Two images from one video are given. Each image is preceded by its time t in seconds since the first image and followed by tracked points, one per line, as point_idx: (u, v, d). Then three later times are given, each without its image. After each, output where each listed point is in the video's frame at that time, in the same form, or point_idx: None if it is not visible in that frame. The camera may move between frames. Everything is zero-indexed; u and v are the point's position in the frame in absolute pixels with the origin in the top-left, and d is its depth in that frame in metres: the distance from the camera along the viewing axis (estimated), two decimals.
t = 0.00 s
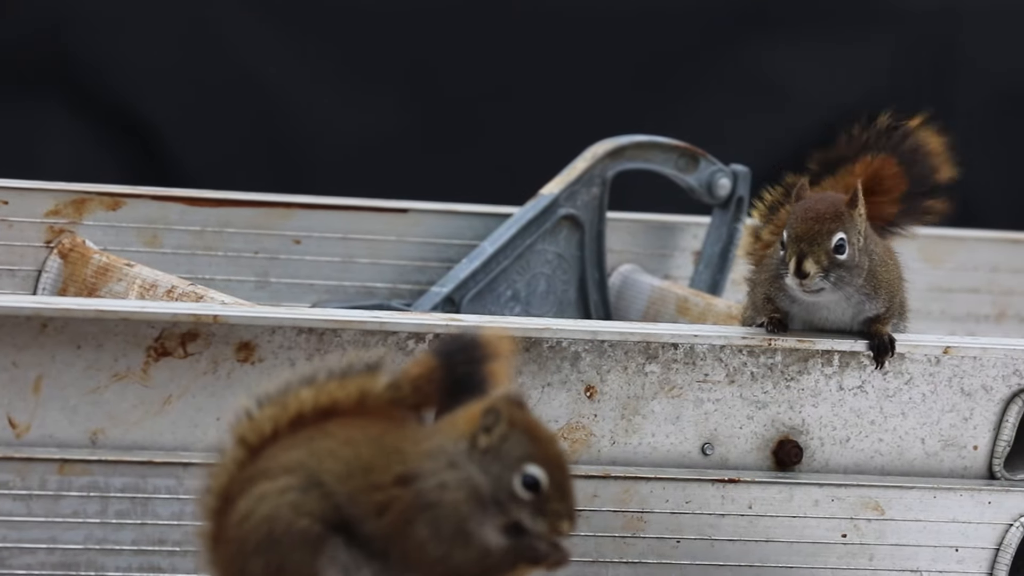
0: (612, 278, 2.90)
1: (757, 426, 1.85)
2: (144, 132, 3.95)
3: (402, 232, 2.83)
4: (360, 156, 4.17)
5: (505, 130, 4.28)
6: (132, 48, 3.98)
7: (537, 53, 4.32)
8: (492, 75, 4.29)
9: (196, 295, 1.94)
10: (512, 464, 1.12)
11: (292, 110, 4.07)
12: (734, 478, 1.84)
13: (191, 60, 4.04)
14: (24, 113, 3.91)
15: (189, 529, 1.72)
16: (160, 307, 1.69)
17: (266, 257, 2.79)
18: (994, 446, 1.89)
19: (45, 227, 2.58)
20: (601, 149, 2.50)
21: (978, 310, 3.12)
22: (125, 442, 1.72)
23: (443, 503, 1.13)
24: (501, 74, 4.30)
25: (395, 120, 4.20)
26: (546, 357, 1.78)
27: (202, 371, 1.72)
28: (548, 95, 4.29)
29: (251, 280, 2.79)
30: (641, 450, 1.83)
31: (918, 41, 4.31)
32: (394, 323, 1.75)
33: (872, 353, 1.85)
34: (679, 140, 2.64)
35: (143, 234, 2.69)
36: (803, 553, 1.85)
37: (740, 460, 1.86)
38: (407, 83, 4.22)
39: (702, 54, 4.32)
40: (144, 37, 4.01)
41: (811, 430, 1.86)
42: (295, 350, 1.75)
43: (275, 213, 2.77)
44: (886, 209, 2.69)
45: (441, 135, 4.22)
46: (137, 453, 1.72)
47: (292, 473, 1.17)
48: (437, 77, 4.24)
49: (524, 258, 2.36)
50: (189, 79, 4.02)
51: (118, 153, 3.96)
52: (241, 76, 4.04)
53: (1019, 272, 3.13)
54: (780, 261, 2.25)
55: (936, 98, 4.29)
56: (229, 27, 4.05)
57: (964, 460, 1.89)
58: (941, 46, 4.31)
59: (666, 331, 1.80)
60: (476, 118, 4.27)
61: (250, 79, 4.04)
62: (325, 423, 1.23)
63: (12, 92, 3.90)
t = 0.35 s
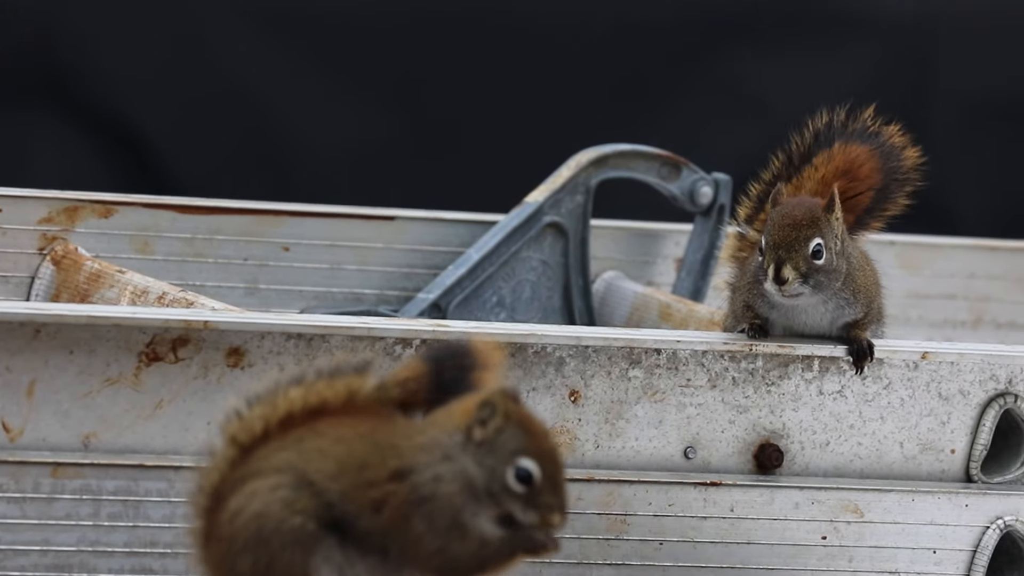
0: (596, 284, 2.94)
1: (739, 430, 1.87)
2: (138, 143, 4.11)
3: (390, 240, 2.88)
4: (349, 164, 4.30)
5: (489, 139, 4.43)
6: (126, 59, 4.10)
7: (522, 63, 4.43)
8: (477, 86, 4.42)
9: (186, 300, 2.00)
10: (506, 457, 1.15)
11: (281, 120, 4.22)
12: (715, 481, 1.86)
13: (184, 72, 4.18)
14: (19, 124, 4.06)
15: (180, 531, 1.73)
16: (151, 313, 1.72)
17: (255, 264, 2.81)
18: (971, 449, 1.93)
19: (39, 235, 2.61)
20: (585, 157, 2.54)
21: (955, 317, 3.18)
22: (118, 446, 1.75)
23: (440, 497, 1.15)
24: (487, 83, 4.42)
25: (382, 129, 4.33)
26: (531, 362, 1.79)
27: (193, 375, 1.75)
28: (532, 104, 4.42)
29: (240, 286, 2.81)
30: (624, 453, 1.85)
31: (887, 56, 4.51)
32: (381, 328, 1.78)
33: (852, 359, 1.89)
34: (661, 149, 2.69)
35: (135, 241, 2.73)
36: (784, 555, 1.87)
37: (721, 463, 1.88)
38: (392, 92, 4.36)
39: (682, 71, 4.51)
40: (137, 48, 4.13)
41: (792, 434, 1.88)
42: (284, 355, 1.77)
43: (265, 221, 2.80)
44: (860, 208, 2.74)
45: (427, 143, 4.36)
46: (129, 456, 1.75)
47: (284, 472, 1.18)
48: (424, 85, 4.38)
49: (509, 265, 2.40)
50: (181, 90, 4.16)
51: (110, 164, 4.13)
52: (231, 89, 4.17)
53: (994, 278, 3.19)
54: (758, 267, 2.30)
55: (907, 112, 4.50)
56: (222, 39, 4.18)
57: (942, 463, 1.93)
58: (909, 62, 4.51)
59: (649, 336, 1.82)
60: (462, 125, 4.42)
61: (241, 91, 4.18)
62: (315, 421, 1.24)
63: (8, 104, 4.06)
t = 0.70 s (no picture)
0: (592, 292, 2.99)
1: (733, 437, 1.89)
2: (138, 151, 4.15)
3: (389, 249, 2.88)
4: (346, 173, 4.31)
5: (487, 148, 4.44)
6: (126, 73, 4.16)
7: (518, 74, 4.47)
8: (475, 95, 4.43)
9: (186, 309, 2.01)
10: (499, 371, 1.40)
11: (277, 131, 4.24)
12: (710, 488, 1.87)
13: (182, 82, 4.20)
14: (22, 135, 4.12)
15: (181, 536, 1.75)
16: (152, 321, 1.75)
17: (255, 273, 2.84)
18: (963, 457, 1.95)
19: (41, 244, 2.66)
20: (580, 168, 2.56)
21: (947, 326, 3.21)
22: (119, 453, 1.77)
23: (455, 432, 1.36)
24: (486, 93, 4.43)
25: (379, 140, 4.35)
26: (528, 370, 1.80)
27: (194, 383, 1.77)
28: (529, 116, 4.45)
29: (240, 296, 2.83)
30: (620, 460, 1.86)
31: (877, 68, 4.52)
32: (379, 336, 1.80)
33: (845, 366, 1.91)
34: (656, 159, 2.72)
35: (137, 251, 2.76)
36: (777, 561, 1.89)
37: (716, 470, 1.89)
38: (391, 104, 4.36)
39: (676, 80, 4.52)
40: (137, 59, 4.21)
41: (785, 441, 1.90)
42: (284, 363, 1.80)
43: (265, 230, 2.82)
44: (857, 217, 2.75)
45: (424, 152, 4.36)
46: (131, 463, 1.76)
47: (294, 481, 1.29)
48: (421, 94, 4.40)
49: (506, 275, 2.43)
50: (179, 99, 4.19)
51: (112, 173, 4.17)
52: (230, 98, 4.22)
53: (983, 288, 3.22)
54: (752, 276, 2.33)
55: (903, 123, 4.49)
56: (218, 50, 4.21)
57: (933, 471, 1.95)
58: (900, 73, 4.51)
59: (645, 344, 1.84)
60: (460, 134, 4.41)
61: (238, 101, 4.23)
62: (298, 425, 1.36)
63: (11, 118, 4.13)
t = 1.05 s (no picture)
0: (591, 295, 3.01)
1: (731, 439, 1.90)
2: (138, 154, 4.16)
3: (388, 253, 2.89)
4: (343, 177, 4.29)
5: (484, 152, 4.43)
6: (128, 77, 4.19)
7: (516, 79, 4.45)
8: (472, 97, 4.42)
9: (188, 312, 2.02)
10: (499, 374, 1.39)
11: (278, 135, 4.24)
12: (708, 490, 1.88)
13: (184, 85, 4.23)
14: (21, 139, 4.13)
15: (181, 539, 1.76)
16: (153, 324, 1.75)
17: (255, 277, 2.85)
18: (959, 460, 1.96)
19: (43, 248, 2.67)
20: (579, 172, 2.57)
21: (944, 329, 3.22)
22: (121, 455, 1.78)
23: (454, 435, 1.36)
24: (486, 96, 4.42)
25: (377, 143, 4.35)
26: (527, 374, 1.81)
27: (194, 386, 1.78)
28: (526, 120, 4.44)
29: (240, 299, 2.84)
30: (618, 462, 1.87)
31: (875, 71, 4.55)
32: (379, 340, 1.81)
33: (842, 370, 1.92)
34: (654, 164, 2.73)
35: (137, 254, 2.77)
36: (775, 562, 1.90)
37: (713, 473, 1.91)
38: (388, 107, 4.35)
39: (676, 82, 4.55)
40: (137, 64, 4.24)
41: (783, 444, 1.91)
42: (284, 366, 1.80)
43: (266, 234, 2.83)
44: (853, 220, 2.76)
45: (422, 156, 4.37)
46: (132, 465, 1.77)
47: (294, 484, 1.29)
48: (420, 97, 4.38)
49: (505, 278, 2.44)
50: (179, 102, 4.21)
51: (112, 179, 4.19)
52: (228, 102, 4.22)
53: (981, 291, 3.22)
54: (750, 279, 2.34)
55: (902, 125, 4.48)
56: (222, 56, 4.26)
57: (930, 473, 1.96)
58: (897, 76, 4.53)
59: (643, 347, 1.85)
60: (456, 137, 4.38)
61: (238, 104, 4.24)
62: (296, 426, 1.36)
63: (13, 121, 4.16)
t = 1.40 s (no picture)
0: (590, 296, 2.99)
1: (730, 440, 1.90)
2: (137, 154, 4.16)
3: (388, 254, 2.90)
4: (341, 174, 4.33)
5: (485, 151, 4.47)
6: (127, 77, 4.19)
7: (514, 78, 4.48)
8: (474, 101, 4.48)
9: (189, 314, 2.05)
10: (503, 379, 1.37)
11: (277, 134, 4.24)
12: (707, 491, 1.88)
13: (183, 84, 4.22)
14: (21, 138, 4.14)
15: (183, 539, 1.77)
16: (153, 325, 1.76)
17: (255, 277, 2.85)
18: (958, 460, 1.96)
19: (43, 248, 2.68)
20: (579, 172, 2.58)
21: (942, 330, 3.23)
22: (121, 456, 1.78)
23: (456, 439, 1.36)
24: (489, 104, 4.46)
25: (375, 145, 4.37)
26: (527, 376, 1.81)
27: (194, 387, 1.79)
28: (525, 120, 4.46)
29: (241, 299, 2.84)
30: (618, 463, 1.88)
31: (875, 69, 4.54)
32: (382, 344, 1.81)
33: (841, 370, 1.92)
34: (654, 164, 2.73)
35: (137, 255, 2.76)
36: (774, 563, 1.91)
37: (712, 473, 1.91)
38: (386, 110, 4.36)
39: (675, 81, 4.55)
40: (136, 64, 4.23)
41: (782, 444, 1.92)
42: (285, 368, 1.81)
43: (266, 234, 2.84)
44: (851, 221, 2.77)
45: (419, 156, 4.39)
46: (132, 466, 1.78)
47: (297, 483, 1.30)
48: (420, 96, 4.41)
49: (505, 278, 2.45)
50: (179, 101, 4.21)
51: (112, 179, 4.19)
52: (227, 101, 4.22)
53: (979, 292, 3.23)
54: (749, 280, 2.35)
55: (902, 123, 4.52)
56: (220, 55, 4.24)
57: (929, 474, 1.96)
58: (898, 75, 4.53)
59: (642, 349, 1.85)
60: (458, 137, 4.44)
61: (237, 104, 4.23)
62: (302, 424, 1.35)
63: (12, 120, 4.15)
